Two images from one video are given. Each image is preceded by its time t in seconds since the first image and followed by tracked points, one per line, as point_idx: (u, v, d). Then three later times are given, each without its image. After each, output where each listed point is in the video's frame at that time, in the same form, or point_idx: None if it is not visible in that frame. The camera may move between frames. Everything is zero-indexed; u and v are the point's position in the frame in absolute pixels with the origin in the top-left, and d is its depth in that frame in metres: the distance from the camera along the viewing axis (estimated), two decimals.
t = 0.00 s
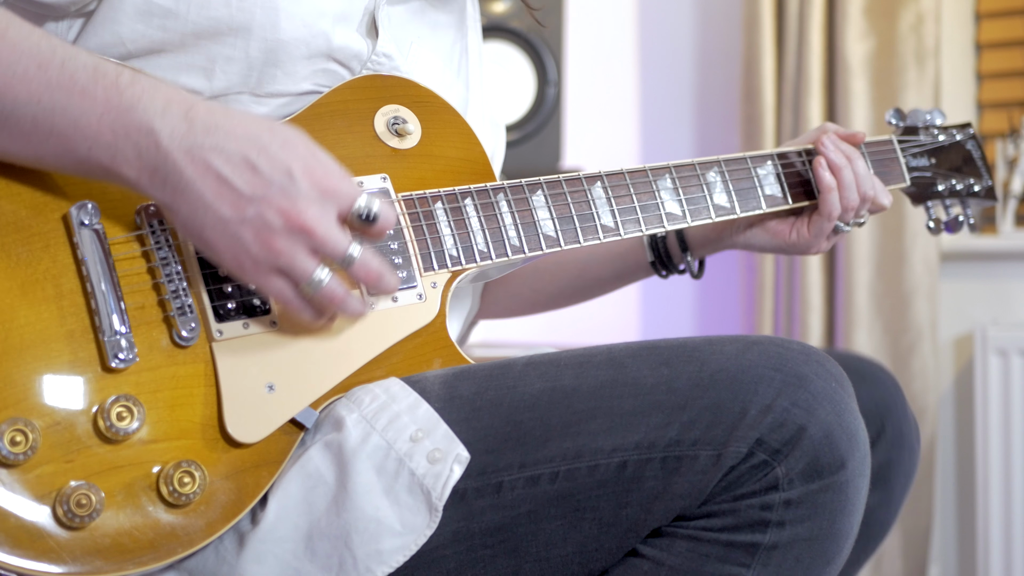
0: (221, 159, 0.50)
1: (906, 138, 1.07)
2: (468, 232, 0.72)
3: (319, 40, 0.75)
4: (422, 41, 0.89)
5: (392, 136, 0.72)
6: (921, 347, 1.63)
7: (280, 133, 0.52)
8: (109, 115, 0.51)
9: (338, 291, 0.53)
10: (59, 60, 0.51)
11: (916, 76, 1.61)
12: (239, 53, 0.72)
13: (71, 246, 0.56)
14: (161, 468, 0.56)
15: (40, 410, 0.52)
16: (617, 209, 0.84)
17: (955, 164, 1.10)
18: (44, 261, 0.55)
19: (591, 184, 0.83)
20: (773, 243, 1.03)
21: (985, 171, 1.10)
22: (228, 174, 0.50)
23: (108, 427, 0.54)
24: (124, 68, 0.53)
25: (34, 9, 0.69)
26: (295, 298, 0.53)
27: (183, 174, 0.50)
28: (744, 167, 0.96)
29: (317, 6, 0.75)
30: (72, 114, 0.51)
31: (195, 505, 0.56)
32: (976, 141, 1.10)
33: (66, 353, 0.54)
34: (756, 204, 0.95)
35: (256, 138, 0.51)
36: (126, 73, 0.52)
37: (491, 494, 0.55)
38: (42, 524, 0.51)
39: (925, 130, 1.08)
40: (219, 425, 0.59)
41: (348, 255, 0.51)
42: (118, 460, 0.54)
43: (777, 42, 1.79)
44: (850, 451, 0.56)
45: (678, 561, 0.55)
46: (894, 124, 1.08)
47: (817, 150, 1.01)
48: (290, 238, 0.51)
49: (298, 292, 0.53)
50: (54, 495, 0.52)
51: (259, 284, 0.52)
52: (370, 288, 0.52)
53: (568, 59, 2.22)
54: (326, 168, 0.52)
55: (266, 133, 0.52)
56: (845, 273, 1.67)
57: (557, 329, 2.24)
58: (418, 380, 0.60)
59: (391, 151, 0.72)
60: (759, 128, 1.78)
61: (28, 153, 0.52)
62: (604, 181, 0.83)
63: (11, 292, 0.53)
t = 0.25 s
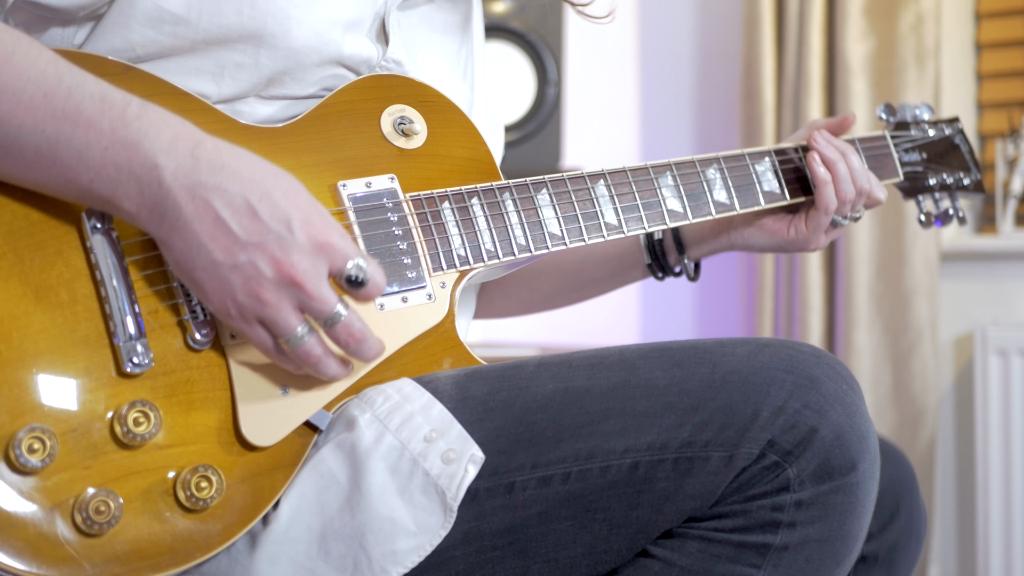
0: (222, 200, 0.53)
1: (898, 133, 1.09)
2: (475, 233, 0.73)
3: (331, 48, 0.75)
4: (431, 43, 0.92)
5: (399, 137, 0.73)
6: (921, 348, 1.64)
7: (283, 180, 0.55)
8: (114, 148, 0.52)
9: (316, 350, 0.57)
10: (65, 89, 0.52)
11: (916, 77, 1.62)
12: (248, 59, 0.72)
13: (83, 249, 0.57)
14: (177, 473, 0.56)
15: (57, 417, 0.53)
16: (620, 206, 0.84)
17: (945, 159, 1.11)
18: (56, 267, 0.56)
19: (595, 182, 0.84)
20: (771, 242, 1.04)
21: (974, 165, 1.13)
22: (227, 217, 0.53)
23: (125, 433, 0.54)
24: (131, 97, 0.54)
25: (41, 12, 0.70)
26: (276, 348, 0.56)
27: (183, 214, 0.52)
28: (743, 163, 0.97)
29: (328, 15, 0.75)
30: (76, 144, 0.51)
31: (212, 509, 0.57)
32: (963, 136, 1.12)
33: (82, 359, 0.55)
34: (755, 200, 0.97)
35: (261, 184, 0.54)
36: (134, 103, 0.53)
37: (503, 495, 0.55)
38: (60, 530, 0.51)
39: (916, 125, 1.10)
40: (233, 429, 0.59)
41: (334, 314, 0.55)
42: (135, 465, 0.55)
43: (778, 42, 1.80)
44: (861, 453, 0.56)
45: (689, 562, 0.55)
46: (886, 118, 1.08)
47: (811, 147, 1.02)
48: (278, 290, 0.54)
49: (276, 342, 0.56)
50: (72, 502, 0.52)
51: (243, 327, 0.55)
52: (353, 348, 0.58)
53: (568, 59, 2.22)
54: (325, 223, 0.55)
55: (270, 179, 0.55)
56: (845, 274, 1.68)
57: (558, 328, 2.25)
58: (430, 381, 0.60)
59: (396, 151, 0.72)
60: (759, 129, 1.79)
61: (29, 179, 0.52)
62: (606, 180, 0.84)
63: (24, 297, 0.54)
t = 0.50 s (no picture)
0: (243, 153, 0.52)
1: (906, 118, 1.06)
2: (478, 231, 0.74)
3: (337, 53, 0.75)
4: (445, 39, 0.92)
5: (402, 133, 0.73)
6: (921, 348, 1.63)
7: (299, 120, 0.54)
8: (127, 115, 0.52)
9: (370, 271, 0.56)
10: (74, 58, 0.52)
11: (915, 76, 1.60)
12: (251, 61, 0.72)
13: (83, 256, 0.57)
14: (176, 479, 0.56)
15: (55, 426, 0.53)
16: (625, 200, 0.85)
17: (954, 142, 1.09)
18: (55, 272, 0.55)
19: (599, 177, 0.84)
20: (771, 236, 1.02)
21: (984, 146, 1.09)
22: (252, 168, 0.52)
23: (123, 442, 0.54)
24: (138, 63, 0.53)
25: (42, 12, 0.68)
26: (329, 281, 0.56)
27: (206, 172, 0.52)
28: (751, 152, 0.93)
29: (334, 19, 0.75)
30: (89, 116, 0.51)
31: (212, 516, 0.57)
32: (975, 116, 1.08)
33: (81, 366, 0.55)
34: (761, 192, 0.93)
35: (277, 129, 0.53)
36: (140, 70, 0.53)
37: (502, 498, 0.55)
38: (60, 540, 0.52)
39: (926, 109, 1.07)
40: (232, 434, 0.59)
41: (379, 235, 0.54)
42: (134, 473, 0.55)
43: (777, 42, 1.80)
44: (859, 455, 0.56)
45: (688, 564, 0.56)
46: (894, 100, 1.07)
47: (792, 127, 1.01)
48: (319, 227, 0.54)
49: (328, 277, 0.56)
50: (70, 511, 0.52)
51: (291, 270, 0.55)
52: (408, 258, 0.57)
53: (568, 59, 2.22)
54: (347, 151, 0.54)
55: (286, 121, 0.54)
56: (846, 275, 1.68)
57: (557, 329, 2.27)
58: (428, 382, 0.60)
59: (401, 147, 0.73)
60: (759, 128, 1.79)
61: (42, 152, 0.53)
62: (611, 173, 0.85)
63: (23, 303, 0.53)
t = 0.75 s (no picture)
0: (212, 182, 0.53)
1: (926, 109, 1.05)
2: (481, 231, 0.73)
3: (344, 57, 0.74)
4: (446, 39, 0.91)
5: (406, 132, 0.72)
6: (921, 348, 1.63)
7: (273, 152, 0.55)
8: (100, 138, 0.52)
9: (339, 308, 0.56)
10: (50, 78, 0.52)
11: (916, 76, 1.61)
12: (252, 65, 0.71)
13: (78, 260, 0.57)
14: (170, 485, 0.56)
15: (49, 432, 0.53)
16: (634, 199, 0.83)
17: (976, 131, 1.07)
18: (49, 277, 0.55)
19: (607, 175, 0.82)
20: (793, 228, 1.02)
21: (1007, 136, 1.08)
22: (219, 198, 0.53)
23: (117, 449, 0.54)
24: (115, 85, 0.54)
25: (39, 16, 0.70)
26: (300, 318, 0.56)
27: (175, 200, 0.53)
28: (763, 148, 0.91)
29: (340, 26, 0.74)
30: (62, 136, 0.52)
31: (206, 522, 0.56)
32: (998, 105, 1.07)
33: (75, 373, 0.55)
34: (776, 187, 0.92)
35: (248, 159, 0.54)
36: (118, 92, 0.54)
37: (496, 503, 0.55)
38: (53, 547, 0.52)
39: (947, 99, 1.05)
40: (228, 440, 0.59)
41: (349, 270, 0.55)
42: (128, 479, 0.55)
43: (777, 42, 1.79)
44: (856, 460, 0.56)
45: (680, 570, 0.55)
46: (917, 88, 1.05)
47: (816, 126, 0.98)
48: (287, 261, 0.54)
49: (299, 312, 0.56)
50: (64, 518, 0.52)
51: (258, 304, 0.55)
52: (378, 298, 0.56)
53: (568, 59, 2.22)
54: (320, 189, 0.55)
55: (259, 153, 0.55)
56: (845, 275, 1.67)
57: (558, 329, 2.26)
58: (423, 385, 0.60)
59: (405, 147, 0.72)
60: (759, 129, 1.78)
61: (16, 168, 0.53)
62: (620, 171, 0.82)
63: (19, 304, 0.54)
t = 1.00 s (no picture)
0: (218, 180, 0.53)
1: (951, 96, 1.05)
2: (489, 227, 0.72)
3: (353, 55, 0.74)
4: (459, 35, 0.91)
5: (414, 126, 0.72)
6: (921, 348, 1.63)
7: (274, 143, 0.54)
8: (106, 137, 0.52)
9: (350, 287, 0.56)
10: (59, 75, 0.52)
11: (916, 77, 1.61)
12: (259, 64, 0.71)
13: (82, 260, 0.57)
14: (172, 484, 0.56)
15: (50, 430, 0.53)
16: (646, 193, 0.83)
17: (1003, 119, 1.07)
18: (52, 276, 0.55)
19: (619, 168, 0.82)
20: (805, 219, 1.02)
21: None
22: (226, 196, 0.53)
23: (118, 448, 0.54)
24: (122, 82, 0.54)
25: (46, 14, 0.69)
26: (306, 303, 0.57)
27: (184, 200, 0.53)
28: (779, 139, 0.94)
29: (348, 23, 0.74)
30: (70, 133, 0.52)
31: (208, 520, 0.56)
32: None
33: (77, 371, 0.55)
34: (790, 178, 0.94)
35: (252, 154, 0.54)
36: (124, 90, 0.54)
37: (500, 502, 0.55)
38: (55, 546, 0.52)
39: (971, 86, 1.06)
40: (231, 438, 0.59)
41: (357, 253, 0.56)
42: (130, 477, 0.55)
43: (778, 43, 1.79)
44: (860, 461, 0.56)
45: (685, 571, 0.55)
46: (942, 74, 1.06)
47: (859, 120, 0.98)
48: (296, 251, 0.55)
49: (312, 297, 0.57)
50: (65, 516, 0.52)
51: (267, 292, 0.56)
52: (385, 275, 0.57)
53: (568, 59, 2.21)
54: (325, 176, 0.55)
55: (261, 145, 0.54)
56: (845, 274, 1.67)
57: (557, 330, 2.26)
58: (428, 383, 0.60)
59: (413, 142, 0.72)
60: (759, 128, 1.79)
61: (24, 163, 0.54)
62: (631, 165, 0.83)
63: (23, 302, 0.54)
